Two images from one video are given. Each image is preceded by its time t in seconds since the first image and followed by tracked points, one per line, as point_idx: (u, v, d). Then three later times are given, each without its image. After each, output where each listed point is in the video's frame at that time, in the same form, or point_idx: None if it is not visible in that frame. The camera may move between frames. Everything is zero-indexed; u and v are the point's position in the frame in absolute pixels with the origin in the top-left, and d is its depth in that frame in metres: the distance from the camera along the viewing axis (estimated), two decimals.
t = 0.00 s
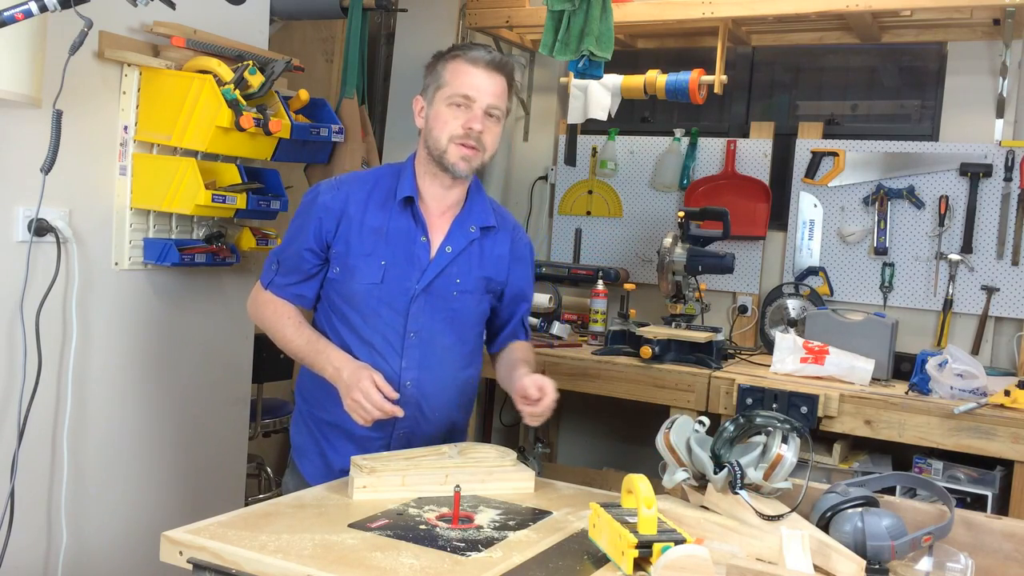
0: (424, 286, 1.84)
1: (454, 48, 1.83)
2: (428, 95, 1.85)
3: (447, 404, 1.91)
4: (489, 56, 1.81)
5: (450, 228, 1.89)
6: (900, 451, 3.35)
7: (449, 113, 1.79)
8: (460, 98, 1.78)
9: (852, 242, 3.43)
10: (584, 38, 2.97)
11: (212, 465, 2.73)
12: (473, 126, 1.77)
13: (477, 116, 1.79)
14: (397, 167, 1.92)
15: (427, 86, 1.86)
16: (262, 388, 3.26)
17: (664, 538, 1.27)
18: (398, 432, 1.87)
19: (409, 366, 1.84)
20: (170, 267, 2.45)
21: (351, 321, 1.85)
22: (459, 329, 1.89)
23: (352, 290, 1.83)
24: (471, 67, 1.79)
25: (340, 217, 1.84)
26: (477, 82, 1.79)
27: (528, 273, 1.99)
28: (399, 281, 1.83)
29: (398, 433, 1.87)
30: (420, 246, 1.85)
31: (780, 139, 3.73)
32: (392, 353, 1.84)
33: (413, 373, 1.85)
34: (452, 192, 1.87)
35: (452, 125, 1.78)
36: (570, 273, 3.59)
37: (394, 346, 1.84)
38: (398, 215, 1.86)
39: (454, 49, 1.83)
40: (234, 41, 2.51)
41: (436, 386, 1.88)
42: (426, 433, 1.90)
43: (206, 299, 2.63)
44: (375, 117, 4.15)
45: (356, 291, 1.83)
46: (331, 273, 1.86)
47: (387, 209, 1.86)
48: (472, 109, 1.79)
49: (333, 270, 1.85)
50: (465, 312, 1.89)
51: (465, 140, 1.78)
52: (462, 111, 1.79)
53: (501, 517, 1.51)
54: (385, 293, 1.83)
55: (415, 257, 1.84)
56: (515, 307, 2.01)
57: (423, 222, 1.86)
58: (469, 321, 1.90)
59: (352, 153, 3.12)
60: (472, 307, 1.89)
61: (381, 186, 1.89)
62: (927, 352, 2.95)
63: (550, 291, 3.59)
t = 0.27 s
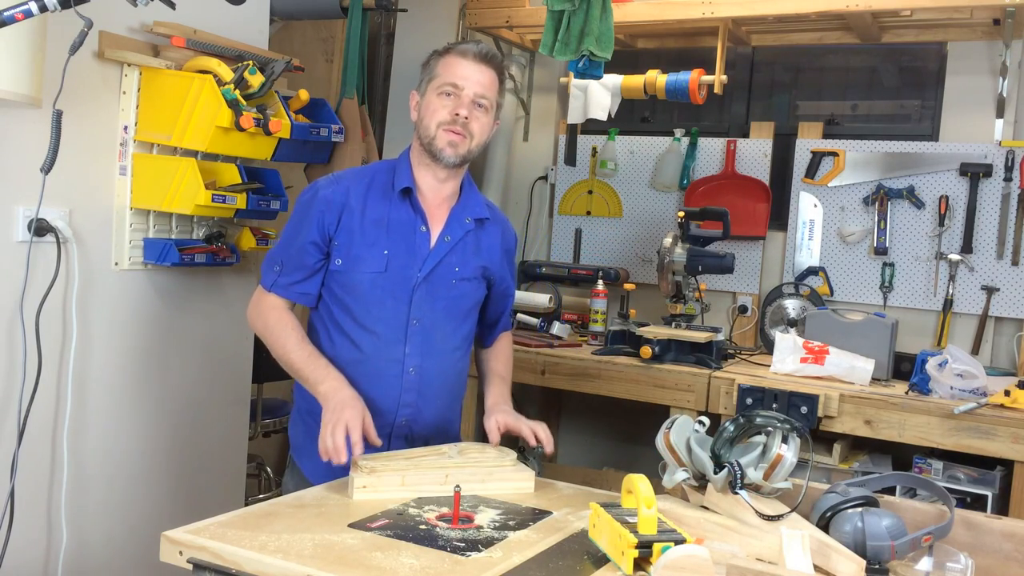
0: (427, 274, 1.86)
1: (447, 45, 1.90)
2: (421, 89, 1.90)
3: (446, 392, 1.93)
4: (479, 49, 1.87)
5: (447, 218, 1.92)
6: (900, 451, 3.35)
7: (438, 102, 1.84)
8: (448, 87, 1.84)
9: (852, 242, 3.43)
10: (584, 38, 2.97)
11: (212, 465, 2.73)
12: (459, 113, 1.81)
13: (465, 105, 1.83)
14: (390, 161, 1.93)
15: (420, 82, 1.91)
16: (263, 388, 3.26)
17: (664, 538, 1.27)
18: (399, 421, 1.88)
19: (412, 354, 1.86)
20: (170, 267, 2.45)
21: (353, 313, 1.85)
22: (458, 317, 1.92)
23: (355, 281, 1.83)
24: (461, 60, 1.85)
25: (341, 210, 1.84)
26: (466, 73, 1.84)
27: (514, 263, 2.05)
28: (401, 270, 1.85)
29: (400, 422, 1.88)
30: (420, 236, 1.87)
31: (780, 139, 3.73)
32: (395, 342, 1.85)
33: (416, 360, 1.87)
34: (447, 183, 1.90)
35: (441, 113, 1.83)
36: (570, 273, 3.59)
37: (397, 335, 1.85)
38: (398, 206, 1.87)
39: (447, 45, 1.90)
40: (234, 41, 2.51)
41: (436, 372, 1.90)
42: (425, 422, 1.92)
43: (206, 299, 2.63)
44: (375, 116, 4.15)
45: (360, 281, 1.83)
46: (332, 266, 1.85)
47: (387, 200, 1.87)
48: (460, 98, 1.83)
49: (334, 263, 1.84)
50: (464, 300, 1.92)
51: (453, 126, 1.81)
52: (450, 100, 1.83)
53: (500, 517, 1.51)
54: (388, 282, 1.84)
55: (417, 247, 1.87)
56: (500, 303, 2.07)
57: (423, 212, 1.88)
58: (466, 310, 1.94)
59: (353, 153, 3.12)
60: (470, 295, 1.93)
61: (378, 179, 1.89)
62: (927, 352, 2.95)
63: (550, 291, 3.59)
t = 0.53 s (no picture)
0: (421, 268, 1.87)
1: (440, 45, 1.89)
2: (415, 88, 1.90)
3: (442, 386, 1.94)
4: (471, 50, 1.86)
5: (440, 214, 1.93)
6: (900, 451, 3.35)
7: (430, 103, 1.84)
8: (440, 88, 1.83)
9: (852, 242, 3.43)
10: (584, 38, 2.97)
11: (212, 465, 2.73)
12: (451, 115, 1.82)
13: (456, 105, 1.83)
14: (382, 159, 1.94)
15: (414, 80, 1.91)
16: (262, 387, 3.26)
17: (664, 538, 1.27)
18: (396, 415, 1.88)
19: (407, 346, 1.87)
20: (170, 267, 2.45)
21: (349, 307, 1.84)
22: (452, 310, 1.93)
23: (351, 275, 1.84)
24: (452, 61, 1.85)
25: (338, 206, 1.84)
26: (457, 74, 1.84)
27: (507, 260, 2.07)
28: (396, 263, 1.86)
29: (397, 416, 1.88)
30: (414, 231, 1.88)
31: (780, 139, 3.73)
32: (391, 334, 1.86)
33: (411, 352, 1.87)
34: (439, 180, 1.91)
35: (433, 114, 1.83)
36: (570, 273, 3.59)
37: (392, 328, 1.86)
38: (392, 201, 1.88)
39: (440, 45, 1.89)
40: (234, 41, 2.51)
41: (431, 365, 1.91)
42: (423, 417, 1.92)
43: (206, 299, 2.63)
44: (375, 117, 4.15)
45: (356, 274, 1.84)
46: (328, 261, 1.84)
47: (381, 196, 1.88)
48: (451, 99, 1.83)
49: (330, 258, 1.84)
50: (457, 293, 1.93)
51: (444, 128, 1.82)
52: (441, 101, 1.83)
53: (501, 517, 1.51)
54: (383, 276, 1.85)
55: (410, 241, 1.88)
56: (494, 302, 2.07)
57: (416, 207, 1.89)
58: (460, 304, 1.95)
59: (352, 153, 3.12)
60: (464, 288, 1.94)
61: (372, 176, 1.90)
62: (927, 352, 2.95)
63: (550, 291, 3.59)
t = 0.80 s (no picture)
0: (415, 265, 1.88)
1: (450, 59, 1.79)
2: (416, 96, 1.82)
3: (439, 382, 1.93)
4: (480, 78, 1.79)
5: (433, 212, 1.93)
6: (900, 451, 3.35)
7: (431, 126, 1.79)
8: (443, 114, 1.77)
9: (852, 242, 3.43)
10: (584, 38, 2.97)
11: (212, 465, 2.73)
12: (452, 146, 1.79)
13: (458, 135, 1.79)
14: (373, 159, 1.94)
15: (416, 86, 1.83)
16: (263, 387, 3.26)
17: (664, 538, 1.27)
18: (395, 411, 1.88)
19: (404, 342, 1.87)
20: (170, 267, 2.45)
21: (344, 304, 1.84)
22: (447, 306, 1.93)
23: (346, 272, 1.84)
24: (460, 88, 1.78)
25: (330, 205, 1.84)
26: (463, 104, 1.77)
27: (500, 257, 2.07)
28: (390, 260, 1.86)
29: (395, 412, 1.88)
30: (408, 228, 1.88)
31: (780, 139, 3.73)
32: (387, 331, 1.86)
33: (408, 348, 1.87)
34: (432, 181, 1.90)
35: (433, 139, 1.80)
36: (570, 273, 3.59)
37: (388, 324, 1.86)
38: (384, 200, 1.89)
39: (449, 60, 1.79)
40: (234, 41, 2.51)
41: (428, 361, 1.90)
42: (421, 413, 1.91)
43: (206, 299, 2.63)
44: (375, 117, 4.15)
45: (351, 272, 1.84)
46: (322, 260, 1.84)
47: (373, 195, 1.88)
48: (454, 128, 1.79)
49: (325, 256, 1.84)
50: (452, 290, 1.94)
51: (443, 156, 1.80)
52: (444, 127, 1.79)
53: (501, 517, 1.51)
54: (378, 272, 1.85)
55: (404, 238, 1.88)
56: (488, 300, 2.08)
57: (409, 205, 1.89)
58: (455, 300, 1.95)
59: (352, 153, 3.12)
60: (458, 285, 1.94)
61: (364, 176, 1.90)
62: (927, 352, 2.95)
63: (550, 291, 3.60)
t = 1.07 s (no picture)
0: (415, 265, 1.88)
1: (459, 71, 1.78)
2: (421, 102, 1.81)
3: (441, 380, 1.94)
4: (487, 93, 1.78)
5: (431, 212, 1.93)
6: (900, 451, 3.35)
7: (435, 136, 1.79)
8: (448, 125, 1.77)
9: (852, 242, 3.43)
10: (584, 38, 2.97)
11: (212, 465, 2.73)
12: (454, 158, 1.80)
13: (461, 147, 1.80)
14: (370, 160, 1.94)
15: (422, 91, 1.81)
16: (262, 387, 3.26)
17: (664, 538, 1.27)
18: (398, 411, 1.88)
19: (406, 342, 1.87)
20: (170, 267, 2.45)
21: (346, 304, 1.84)
22: (447, 306, 1.94)
23: (347, 273, 1.84)
24: (468, 102, 1.77)
25: (331, 206, 1.84)
26: (469, 117, 1.77)
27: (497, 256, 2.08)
28: (391, 261, 1.87)
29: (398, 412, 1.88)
30: (407, 228, 1.89)
31: (780, 139, 3.73)
32: (389, 331, 1.86)
33: (411, 348, 1.87)
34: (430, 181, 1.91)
35: (435, 149, 1.79)
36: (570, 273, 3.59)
37: (390, 324, 1.86)
38: (384, 201, 1.89)
39: (458, 72, 1.78)
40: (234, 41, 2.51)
41: (430, 361, 1.91)
42: (424, 412, 1.92)
43: (206, 299, 2.63)
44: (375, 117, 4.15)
45: (352, 272, 1.84)
46: (323, 260, 1.84)
47: (372, 195, 1.89)
48: (457, 140, 1.79)
49: (325, 257, 1.84)
50: (452, 290, 1.94)
51: (445, 166, 1.81)
52: (448, 138, 1.79)
53: (501, 517, 1.51)
54: (379, 273, 1.86)
55: (404, 238, 1.88)
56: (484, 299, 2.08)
57: (409, 206, 1.89)
58: (455, 299, 1.96)
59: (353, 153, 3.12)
60: (457, 284, 1.95)
61: (362, 176, 1.90)
62: (927, 352, 2.95)
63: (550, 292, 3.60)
